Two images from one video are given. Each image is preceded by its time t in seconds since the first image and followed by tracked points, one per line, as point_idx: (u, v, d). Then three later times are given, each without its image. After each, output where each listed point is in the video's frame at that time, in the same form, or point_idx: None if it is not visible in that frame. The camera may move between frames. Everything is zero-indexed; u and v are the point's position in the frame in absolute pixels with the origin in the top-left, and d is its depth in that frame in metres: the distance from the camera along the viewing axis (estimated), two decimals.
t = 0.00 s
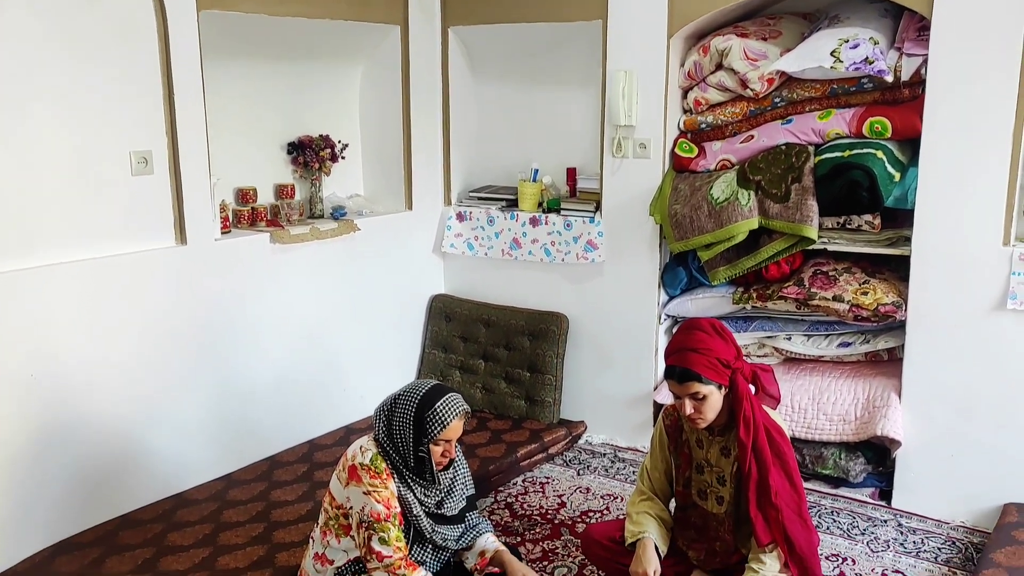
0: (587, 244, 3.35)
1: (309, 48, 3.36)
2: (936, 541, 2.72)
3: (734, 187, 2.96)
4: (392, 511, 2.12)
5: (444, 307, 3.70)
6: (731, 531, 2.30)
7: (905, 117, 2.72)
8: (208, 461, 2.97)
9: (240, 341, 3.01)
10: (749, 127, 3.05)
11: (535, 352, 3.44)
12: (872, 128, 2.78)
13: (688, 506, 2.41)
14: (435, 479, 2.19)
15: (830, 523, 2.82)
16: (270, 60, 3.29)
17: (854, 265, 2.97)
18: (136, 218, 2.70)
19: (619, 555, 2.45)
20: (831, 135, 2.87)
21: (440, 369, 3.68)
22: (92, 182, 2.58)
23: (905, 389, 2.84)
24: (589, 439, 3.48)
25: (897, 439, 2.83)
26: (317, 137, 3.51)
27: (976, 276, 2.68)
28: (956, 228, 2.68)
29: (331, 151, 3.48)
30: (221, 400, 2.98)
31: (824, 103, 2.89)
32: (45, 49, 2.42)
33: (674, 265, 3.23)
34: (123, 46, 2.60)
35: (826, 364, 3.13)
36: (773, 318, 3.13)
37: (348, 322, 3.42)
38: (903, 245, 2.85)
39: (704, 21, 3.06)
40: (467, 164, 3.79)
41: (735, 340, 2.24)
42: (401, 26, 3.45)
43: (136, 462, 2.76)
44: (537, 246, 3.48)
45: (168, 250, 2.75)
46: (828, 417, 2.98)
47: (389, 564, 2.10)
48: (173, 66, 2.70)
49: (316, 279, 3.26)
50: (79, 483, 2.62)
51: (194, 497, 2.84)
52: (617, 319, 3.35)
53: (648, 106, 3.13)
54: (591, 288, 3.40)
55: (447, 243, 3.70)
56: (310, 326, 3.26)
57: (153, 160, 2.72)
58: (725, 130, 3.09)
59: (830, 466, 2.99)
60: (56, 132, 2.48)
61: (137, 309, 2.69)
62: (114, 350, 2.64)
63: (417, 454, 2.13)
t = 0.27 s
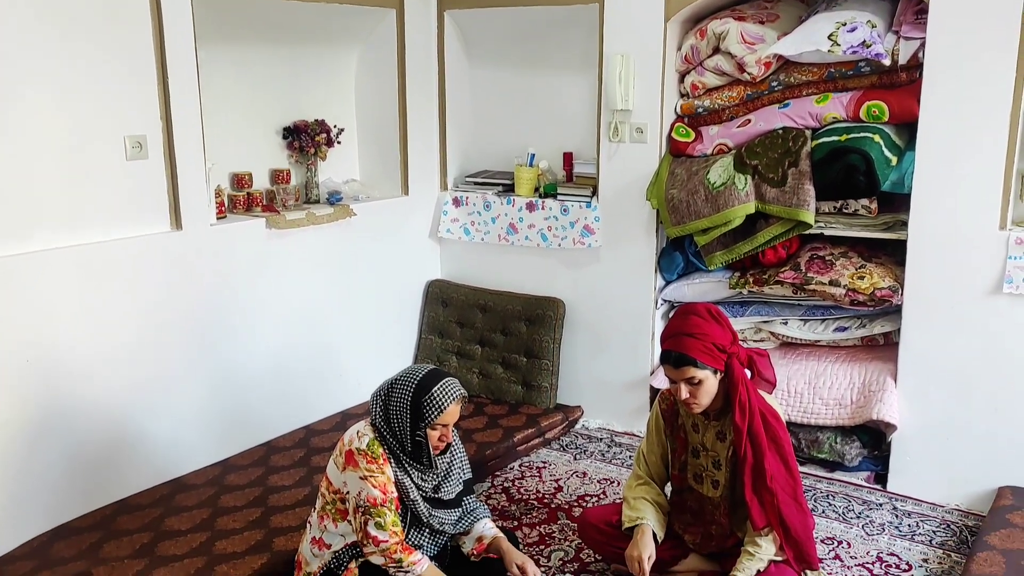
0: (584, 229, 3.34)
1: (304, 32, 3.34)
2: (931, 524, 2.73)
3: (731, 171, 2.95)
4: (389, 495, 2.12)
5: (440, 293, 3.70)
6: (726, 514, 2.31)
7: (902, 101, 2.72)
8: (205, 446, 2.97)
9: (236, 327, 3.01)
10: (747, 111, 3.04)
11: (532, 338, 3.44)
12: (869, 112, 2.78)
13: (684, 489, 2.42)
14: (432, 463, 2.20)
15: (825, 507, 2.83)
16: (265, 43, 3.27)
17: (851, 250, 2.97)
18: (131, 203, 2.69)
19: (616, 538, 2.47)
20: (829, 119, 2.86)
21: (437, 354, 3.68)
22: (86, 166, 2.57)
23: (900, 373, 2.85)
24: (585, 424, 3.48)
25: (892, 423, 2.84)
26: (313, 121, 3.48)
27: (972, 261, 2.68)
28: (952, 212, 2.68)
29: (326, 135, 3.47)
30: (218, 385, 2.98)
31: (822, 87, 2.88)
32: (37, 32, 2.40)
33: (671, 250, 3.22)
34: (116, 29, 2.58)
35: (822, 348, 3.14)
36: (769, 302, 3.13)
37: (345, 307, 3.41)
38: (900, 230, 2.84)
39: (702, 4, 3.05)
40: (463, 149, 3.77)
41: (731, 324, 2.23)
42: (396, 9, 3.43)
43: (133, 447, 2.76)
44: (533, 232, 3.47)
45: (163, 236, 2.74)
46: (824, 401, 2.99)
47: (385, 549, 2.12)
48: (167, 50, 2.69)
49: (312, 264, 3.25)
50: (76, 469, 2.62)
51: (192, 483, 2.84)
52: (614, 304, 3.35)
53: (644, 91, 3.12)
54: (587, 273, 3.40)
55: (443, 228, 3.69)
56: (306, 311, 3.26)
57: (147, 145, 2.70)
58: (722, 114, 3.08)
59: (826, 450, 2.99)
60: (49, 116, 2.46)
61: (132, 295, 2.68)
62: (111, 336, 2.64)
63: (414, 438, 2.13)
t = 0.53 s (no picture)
0: (580, 214, 3.34)
1: (299, 16, 3.32)
2: (925, 508, 2.75)
3: (728, 156, 2.95)
4: (385, 481, 2.12)
5: (437, 279, 3.70)
6: (721, 499, 2.31)
7: (899, 85, 2.72)
8: (201, 431, 2.97)
9: (232, 312, 3.00)
10: (743, 96, 3.03)
11: (528, 323, 3.44)
12: (866, 97, 2.77)
13: (679, 475, 2.42)
14: (428, 448, 2.20)
15: (821, 491, 2.84)
16: (259, 27, 3.25)
17: (847, 235, 2.97)
18: (125, 188, 2.68)
19: (612, 523, 2.49)
20: (825, 105, 2.86)
21: (433, 339, 3.68)
22: (80, 150, 2.56)
23: (896, 359, 2.86)
24: (581, 410, 3.48)
25: (887, 407, 2.85)
26: (308, 106, 3.47)
27: (968, 246, 2.68)
28: (948, 197, 2.68)
29: (322, 120, 3.45)
30: (213, 371, 2.97)
31: (819, 72, 2.87)
32: (30, 16, 2.39)
33: (667, 236, 3.22)
34: (109, 12, 2.56)
35: (817, 334, 3.14)
36: (766, 288, 3.13)
37: (340, 293, 3.41)
38: (896, 215, 2.85)
39: None
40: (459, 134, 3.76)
41: (727, 310, 2.23)
42: None
43: (129, 432, 2.76)
44: (530, 217, 3.47)
45: (158, 221, 2.73)
46: (819, 386, 3.00)
47: (382, 533, 2.13)
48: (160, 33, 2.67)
49: (308, 249, 3.25)
50: (71, 454, 2.62)
51: (188, 468, 2.84)
52: (610, 289, 3.35)
53: (641, 75, 3.11)
54: (584, 259, 3.40)
55: (439, 214, 3.68)
56: (302, 296, 3.25)
57: (142, 129, 2.69)
58: (718, 99, 3.08)
59: (821, 435, 3.01)
60: (42, 100, 2.45)
61: (128, 280, 2.67)
62: (106, 321, 2.63)
63: (410, 424, 2.13)
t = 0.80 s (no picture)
0: (577, 201, 3.33)
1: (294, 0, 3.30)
2: (919, 493, 2.76)
3: (725, 143, 2.95)
4: (379, 469, 2.12)
5: (433, 265, 3.69)
6: (717, 485, 2.32)
7: (897, 71, 2.71)
8: (198, 417, 2.97)
9: (228, 298, 3.00)
10: (741, 82, 3.02)
11: (524, 310, 3.45)
12: (863, 82, 2.76)
13: (675, 460, 2.44)
14: (425, 435, 2.20)
15: (815, 477, 2.85)
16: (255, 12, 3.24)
17: (844, 222, 2.97)
18: (119, 173, 2.67)
19: (608, 508, 2.50)
20: (823, 90, 2.85)
21: (429, 326, 3.68)
22: (74, 136, 2.55)
23: (892, 346, 2.86)
24: (578, 396, 3.49)
25: (882, 393, 2.85)
26: (303, 91, 3.45)
27: (964, 233, 2.69)
28: (944, 184, 2.68)
29: (317, 106, 3.44)
30: (210, 357, 2.97)
31: (816, 58, 2.87)
32: None
33: (664, 222, 3.22)
34: None
35: (813, 320, 3.14)
36: (762, 275, 3.14)
37: (336, 279, 3.40)
38: (892, 201, 2.86)
39: None
40: (456, 120, 3.75)
41: (724, 295, 2.23)
42: None
43: (126, 418, 2.76)
44: (526, 203, 3.46)
45: (153, 206, 2.73)
46: (815, 372, 3.00)
47: (375, 520, 2.13)
48: (154, 17, 2.65)
49: (304, 235, 3.24)
50: (68, 440, 2.63)
51: (184, 454, 2.84)
52: (607, 275, 3.35)
53: (638, 61, 3.10)
54: (581, 245, 3.39)
55: (435, 200, 3.67)
56: (298, 282, 3.25)
57: (136, 114, 2.68)
58: (716, 85, 3.06)
59: (817, 421, 3.01)
60: (35, 85, 2.44)
61: (123, 266, 2.67)
62: (102, 307, 2.63)
63: (407, 410, 2.14)
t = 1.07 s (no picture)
0: (574, 187, 3.32)
1: None
2: (914, 479, 2.77)
3: (722, 129, 2.94)
4: (376, 455, 2.13)
5: (429, 252, 3.69)
6: (713, 470, 2.33)
7: (894, 57, 2.70)
8: (194, 404, 2.97)
9: (224, 284, 2.99)
10: (738, 68, 3.01)
11: (521, 297, 3.45)
12: (861, 69, 2.76)
13: (671, 446, 2.44)
14: (421, 421, 2.20)
15: (811, 463, 2.86)
16: None
17: (840, 208, 2.97)
18: (114, 159, 2.66)
19: (604, 494, 2.51)
20: (820, 76, 2.84)
21: (426, 312, 3.68)
22: (68, 122, 2.54)
23: (888, 332, 2.87)
24: (574, 382, 3.49)
25: (877, 379, 2.86)
26: (299, 77, 3.43)
27: (960, 219, 2.69)
28: (941, 170, 2.68)
29: (313, 92, 3.42)
30: (206, 343, 2.97)
31: (813, 44, 2.86)
32: None
33: (660, 209, 3.22)
34: None
35: (810, 307, 3.15)
36: (758, 262, 3.14)
37: (333, 266, 3.40)
38: (889, 188, 2.86)
39: None
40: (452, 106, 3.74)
41: (720, 282, 2.23)
42: None
43: (122, 404, 2.76)
44: (523, 190, 3.45)
45: (148, 192, 2.72)
46: (811, 359, 3.01)
47: (371, 507, 2.14)
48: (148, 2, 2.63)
49: (299, 221, 3.23)
50: (64, 426, 2.63)
51: (181, 440, 2.85)
52: (604, 262, 3.35)
53: (635, 47, 3.09)
54: (577, 232, 3.39)
55: (432, 186, 3.67)
56: (294, 269, 3.24)
57: (131, 100, 2.67)
58: (713, 71, 3.05)
59: (812, 408, 3.02)
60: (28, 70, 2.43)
61: (119, 252, 2.66)
62: (98, 293, 2.62)
63: (403, 396, 2.13)
